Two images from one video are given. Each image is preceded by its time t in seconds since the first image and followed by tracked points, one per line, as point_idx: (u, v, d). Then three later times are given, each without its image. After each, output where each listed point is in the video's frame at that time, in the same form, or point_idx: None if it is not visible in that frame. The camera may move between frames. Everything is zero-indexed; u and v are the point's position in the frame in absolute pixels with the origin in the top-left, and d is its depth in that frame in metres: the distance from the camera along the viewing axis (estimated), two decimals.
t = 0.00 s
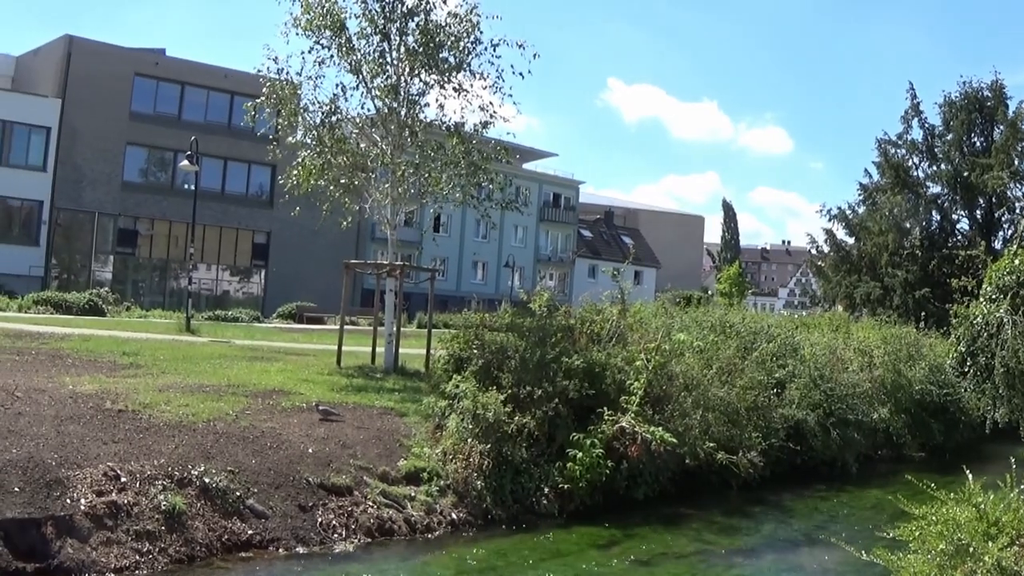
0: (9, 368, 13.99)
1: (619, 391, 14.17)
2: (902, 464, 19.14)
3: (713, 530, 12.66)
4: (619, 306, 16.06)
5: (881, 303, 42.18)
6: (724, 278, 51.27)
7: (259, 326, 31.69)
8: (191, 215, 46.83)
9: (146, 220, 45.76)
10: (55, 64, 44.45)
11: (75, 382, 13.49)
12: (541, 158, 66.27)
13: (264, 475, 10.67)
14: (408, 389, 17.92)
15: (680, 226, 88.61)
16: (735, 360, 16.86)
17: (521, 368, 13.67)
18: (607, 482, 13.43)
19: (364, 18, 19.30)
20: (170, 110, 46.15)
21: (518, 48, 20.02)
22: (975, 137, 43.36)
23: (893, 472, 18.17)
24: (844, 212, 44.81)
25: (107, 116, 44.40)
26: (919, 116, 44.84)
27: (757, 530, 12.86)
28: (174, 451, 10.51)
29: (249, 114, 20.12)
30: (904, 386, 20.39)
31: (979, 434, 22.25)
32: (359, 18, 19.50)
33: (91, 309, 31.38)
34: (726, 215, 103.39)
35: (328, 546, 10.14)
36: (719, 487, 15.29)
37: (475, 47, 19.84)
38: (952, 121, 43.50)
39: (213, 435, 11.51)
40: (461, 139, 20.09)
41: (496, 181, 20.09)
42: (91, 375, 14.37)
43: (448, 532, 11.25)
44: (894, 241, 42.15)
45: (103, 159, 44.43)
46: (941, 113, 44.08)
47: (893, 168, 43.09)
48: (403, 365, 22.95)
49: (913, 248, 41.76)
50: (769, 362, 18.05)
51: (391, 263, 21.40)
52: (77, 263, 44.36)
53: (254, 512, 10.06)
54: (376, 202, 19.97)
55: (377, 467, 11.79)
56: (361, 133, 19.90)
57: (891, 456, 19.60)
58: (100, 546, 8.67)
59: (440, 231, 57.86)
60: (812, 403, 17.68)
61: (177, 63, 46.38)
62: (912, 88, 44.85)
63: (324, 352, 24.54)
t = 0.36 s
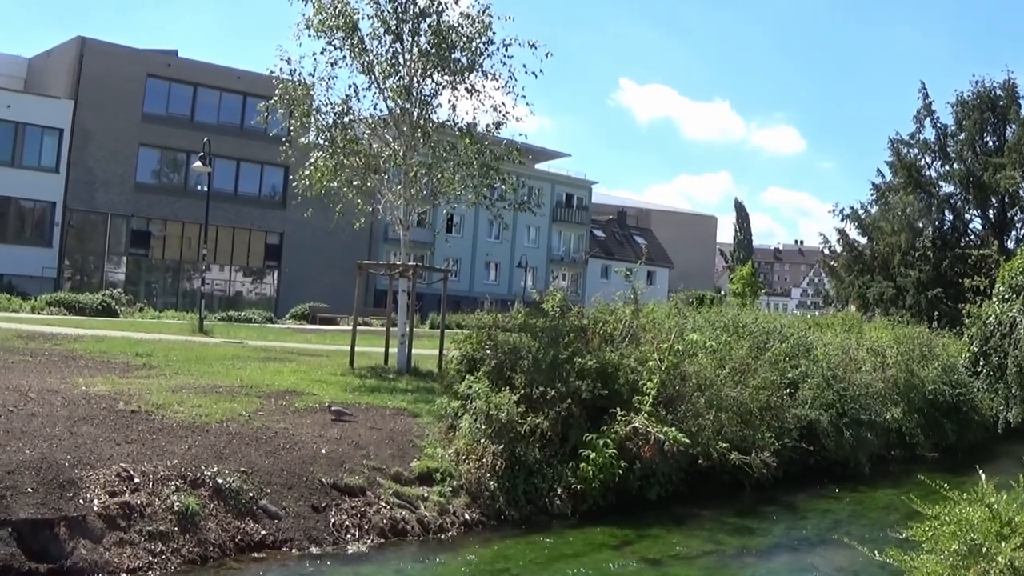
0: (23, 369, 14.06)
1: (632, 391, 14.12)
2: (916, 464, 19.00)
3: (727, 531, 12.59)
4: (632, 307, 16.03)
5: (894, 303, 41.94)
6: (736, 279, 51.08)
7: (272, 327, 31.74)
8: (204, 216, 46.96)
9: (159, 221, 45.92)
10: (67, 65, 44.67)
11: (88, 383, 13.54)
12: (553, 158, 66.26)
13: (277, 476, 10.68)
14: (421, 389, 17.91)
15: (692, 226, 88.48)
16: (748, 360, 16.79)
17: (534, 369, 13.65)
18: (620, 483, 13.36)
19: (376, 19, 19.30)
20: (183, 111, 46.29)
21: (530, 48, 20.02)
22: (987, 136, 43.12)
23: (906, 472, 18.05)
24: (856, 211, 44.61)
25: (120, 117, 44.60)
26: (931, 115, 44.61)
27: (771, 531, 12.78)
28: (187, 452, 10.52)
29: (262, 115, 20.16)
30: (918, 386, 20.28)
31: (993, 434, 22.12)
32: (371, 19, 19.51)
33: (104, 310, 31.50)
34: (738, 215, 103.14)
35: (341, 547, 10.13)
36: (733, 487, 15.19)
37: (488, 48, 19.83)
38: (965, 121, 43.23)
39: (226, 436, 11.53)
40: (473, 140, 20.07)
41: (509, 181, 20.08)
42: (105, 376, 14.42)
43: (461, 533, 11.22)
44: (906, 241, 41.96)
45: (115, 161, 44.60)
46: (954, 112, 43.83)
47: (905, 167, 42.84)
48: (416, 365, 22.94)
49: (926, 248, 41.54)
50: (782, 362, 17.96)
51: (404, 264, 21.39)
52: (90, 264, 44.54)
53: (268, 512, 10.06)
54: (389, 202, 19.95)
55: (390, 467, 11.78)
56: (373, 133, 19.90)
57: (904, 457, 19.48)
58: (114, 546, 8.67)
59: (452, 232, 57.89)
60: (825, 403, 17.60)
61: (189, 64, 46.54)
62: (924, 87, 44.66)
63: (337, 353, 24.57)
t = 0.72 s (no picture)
0: (36, 370, 14.12)
1: (644, 392, 14.06)
2: (928, 465, 18.90)
3: (739, 532, 12.50)
4: (644, 307, 15.98)
5: (907, 303, 41.71)
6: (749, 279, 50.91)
7: (285, 328, 31.81)
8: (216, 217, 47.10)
9: (171, 222, 46.07)
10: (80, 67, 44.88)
11: (101, 384, 13.58)
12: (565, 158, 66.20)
13: (289, 477, 10.67)
14: (434, 390, 17.90)
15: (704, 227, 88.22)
16: (761, 360, 16.73)
17: (547, 370, 13.62)
18: (633, 484, 13.29)
19: (388, 20, 19.31)
20: (196, 113, 46.46)
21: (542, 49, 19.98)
22: (999, 137, 42.86)
23: (919, 473, 17.95)
24: (869, 212, 44.46)
25: (132, 119, 44.77)
26: (943, 115, 44.38)
27: (784, 532, 12.71)
28: (199, 453, 10.53)
29: (274, 116, 20.19)
30: (930, 386, 20.21)
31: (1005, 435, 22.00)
32: (383, 20, 19.52)
33: (117, 312, 31.63)
34: (750, 215, 102.86)
35: (353, 548, 10.11)
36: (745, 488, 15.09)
37: (499, 48, 19.80)
38: (977, 121, 42.94)
39: (239, 437, 11.54)
40: (485, 141, 20.05)
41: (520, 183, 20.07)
42: (118, 377, 14.47)
43: (473, 534, 11.19)
44: (919, 241, 41.74)
45: (128, 162, 44.76)
46: (966, 112, 43.56)
47: (918, 168, 42.52)
48: (429, 366, 22.95)
49: (937, 249, 41.28)
50: (795, 362, 17.88)
51: (417, 265, 21.33)
52: (102, 266, 44.70)
53: (280, 514, 10.05)
54: (401, 203, 19.94)
55: (402, 468, 11.76)
56: (385, 135, 19.89)
57: (917, 457, 19.36)
58: (126, 548, 8.65)
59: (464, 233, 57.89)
60: (837, 403, 17.51)
61: (202, 66, 46.71)
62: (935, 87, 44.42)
63: (350, 354, 24.61)
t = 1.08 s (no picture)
0: (50, 371, 14.17)
1: (658, 393, 14.01)
2: (943, 465, 18.76)
3: (753, 533, 12.43)
4: (658, 309, 15.94)
5: (920, 303, 41.50)
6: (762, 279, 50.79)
7: (299, 329, 31.84)
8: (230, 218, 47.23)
9: (185, 223, 46.23)
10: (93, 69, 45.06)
11: (115, 385, 13.61)
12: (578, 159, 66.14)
13: (303, 478, 10.66)
14: (448, 391, 17.89)
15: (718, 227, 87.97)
16: (775, 361, 16.64)
17: (561, 370, 13.58)
18: (646, 485, 13.24)
19: (401, 21, 19.32)
20: (209, 114, 46.63)
21: (555, 49, 19.93)
22: (1013, 136, 42.58)
23: (933, 473, 17.83)
24: (881, 212, 44.52)
25: (146, 121, 44.94)
26: (956, 114, 44.14)
27: (799, 533, 12.62)
28: (213, 453, 10.54)
29: (287, 118, 20.21)
30: (943, 387, 20.11)
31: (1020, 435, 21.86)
32: (396, 21, 19.52)
33: (131, 313, 31.75)
34: (764, 215, 102.53)
35: (367, 548, 10.09)
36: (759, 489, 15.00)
37: (512, 49, 19.77)
38: (990, 120, 42.66)
39: (253, 437, 11.54)
40: (499, 142, 20.03)
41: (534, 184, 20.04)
42: (132, 378, 14.50)
43: (487, 534, 11.16)
44: (932, 241, 41.53)
45: (142, 163, 44.94)
46: (979, 111, 43.32)
47: (931, 167, 42.23)
48: (443, 367, 22.95)
49: (951, 249, 41.01)
50: (808, 363, 17.78)
51: (431, 266, 21.25)
52: (116, 267, 44.87)
53: (294, 514, 10.04)
54: (414, 204, 19.92)
55: (416, 469, 11.74)
56: (398, 136, 19.91)
57: (931, 458, 19.22)
58: (140, 548, 8.64)
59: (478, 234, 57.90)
60: (851, 404, 17.40)
61: (215, 67, 46.84)
62: (948, 86, 44.21)
63: (365, 355, 24.63)
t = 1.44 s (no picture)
0: (68, 373, 14.22)
1: (675, 393, 13.94)
2: (961, 465, 18.61)
3: (770, 533, 12.35)
4: (675, 309, 15.88)
5: (938, 303, 41.19)
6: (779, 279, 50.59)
7: (316, 330, 31.88)
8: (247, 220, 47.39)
9: (202, 225, 46.42)
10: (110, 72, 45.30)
11: (132, 387, 13.64)
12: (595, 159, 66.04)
13: (321, 478, 10.66)
14: (465, 392, 17.87)
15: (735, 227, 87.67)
16: (792, 361, 16.54)
17: (578, 371, 13.53)
18: (664, 485, 13.17)
19: (417, 22, 19.31)
20: (226, 116, 46.82)
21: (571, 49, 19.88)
22: None
23: (950, 473, 17.69)
24: (898, 212, 44.30)
25: (163, 123, 45.17)
26: (973, 113, 43.83)
27: (818, 533, 12.53)
28: (231, 455, 10.55)
29: (303, 119, 20.24)
30: (960, 386, 20.00)
31: None
32: (411, 23, 19.52)
33: (148, 315, 31.88)
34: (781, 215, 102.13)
35: (385, 549, 10.08)
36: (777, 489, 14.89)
37: (528, 49, 19.71)
38: (1007, 119, 42.32)
39: (270, 439, 11.54)
40: (515, 142, 19.98)
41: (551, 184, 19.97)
42: (150, 380, 14.55)
43: (504, 535, 11.12)
44: (949, 241, 41.20)
45: (159, 165, 45.15)
46: (996, 110, 43.00)
47: (947, 166, 41.95)
48: (460, 368, 22.93)
49: (968, 248, 40.68)
50: (825, 362, 17.66)
51: (448, 267, 21.24)
52: (134, 269, 45.08)
53: (312, 515, 10.04)
54: (431, 205, 19.90)
55: (434, 470, 11.72)
56: (415, 137, 19.91)
57: (949, 458, 19.07)
58: (158, 549, 8.64)
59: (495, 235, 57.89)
60: (868, 404, 17.27)
61: (231, 69, 47.01)
62: (964, 85, 43.91)
63: (382, 356, 24.63)
